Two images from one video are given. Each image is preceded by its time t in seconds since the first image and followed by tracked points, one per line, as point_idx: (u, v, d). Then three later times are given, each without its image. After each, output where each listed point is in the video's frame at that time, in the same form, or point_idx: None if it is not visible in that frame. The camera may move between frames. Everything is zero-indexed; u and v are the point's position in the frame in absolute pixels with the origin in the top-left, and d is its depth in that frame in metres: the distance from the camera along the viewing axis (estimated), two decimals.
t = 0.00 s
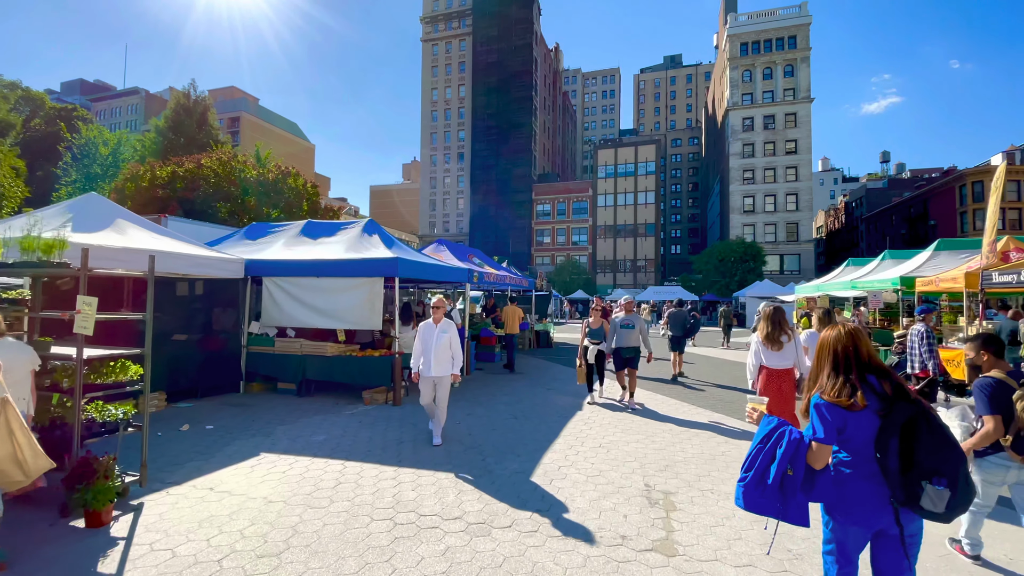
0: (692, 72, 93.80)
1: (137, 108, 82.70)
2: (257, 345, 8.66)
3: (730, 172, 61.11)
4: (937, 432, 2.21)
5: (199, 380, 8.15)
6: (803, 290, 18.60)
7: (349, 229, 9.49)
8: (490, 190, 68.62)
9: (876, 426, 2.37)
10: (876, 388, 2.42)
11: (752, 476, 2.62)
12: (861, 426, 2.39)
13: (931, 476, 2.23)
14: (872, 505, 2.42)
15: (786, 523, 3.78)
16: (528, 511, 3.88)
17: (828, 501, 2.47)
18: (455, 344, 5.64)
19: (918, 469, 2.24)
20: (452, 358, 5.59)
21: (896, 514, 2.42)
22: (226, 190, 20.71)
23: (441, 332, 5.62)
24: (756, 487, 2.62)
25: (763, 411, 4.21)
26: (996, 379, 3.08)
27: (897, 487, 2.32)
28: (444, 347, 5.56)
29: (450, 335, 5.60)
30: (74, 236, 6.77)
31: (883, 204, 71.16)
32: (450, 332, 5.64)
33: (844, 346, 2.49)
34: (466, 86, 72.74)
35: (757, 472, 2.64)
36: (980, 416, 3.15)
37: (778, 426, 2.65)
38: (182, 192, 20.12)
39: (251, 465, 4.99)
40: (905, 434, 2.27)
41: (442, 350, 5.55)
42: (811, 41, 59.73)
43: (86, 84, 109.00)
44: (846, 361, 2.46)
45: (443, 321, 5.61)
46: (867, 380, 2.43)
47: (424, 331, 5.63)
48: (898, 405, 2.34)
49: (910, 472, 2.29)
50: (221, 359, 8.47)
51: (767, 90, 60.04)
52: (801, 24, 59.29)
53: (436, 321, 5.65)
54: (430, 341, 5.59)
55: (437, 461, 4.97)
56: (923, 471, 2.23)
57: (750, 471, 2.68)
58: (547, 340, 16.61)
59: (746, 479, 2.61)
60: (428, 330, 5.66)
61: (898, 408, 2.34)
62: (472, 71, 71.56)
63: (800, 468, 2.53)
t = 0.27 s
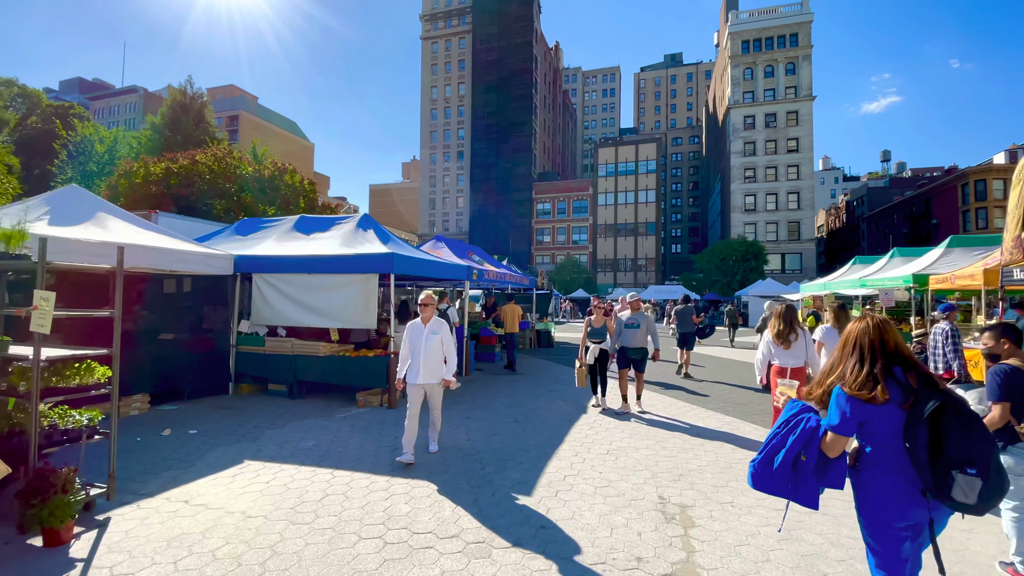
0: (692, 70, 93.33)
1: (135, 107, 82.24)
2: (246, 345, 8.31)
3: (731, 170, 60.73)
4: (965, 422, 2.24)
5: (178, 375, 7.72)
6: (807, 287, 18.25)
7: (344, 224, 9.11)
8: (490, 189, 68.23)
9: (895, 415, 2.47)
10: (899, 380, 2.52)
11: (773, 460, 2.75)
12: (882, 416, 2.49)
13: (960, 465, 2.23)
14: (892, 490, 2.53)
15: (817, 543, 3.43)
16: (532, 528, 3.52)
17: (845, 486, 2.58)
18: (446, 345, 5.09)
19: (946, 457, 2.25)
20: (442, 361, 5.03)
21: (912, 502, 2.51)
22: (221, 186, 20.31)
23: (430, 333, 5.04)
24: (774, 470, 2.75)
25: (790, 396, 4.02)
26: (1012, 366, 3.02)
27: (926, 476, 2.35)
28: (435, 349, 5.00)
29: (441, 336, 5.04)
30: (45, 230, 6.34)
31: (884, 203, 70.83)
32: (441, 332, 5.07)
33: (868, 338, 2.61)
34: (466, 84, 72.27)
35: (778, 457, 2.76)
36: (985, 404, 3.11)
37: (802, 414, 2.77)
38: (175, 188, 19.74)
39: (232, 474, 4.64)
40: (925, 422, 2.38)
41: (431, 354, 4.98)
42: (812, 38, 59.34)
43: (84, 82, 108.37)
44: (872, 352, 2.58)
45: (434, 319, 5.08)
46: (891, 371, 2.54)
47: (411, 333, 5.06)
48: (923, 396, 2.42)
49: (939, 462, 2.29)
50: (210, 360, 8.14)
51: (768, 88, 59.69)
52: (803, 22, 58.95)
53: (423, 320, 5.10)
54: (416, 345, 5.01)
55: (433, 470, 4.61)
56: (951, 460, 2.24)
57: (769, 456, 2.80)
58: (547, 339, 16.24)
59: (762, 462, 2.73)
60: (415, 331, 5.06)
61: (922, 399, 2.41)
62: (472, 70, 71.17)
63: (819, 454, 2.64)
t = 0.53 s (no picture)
0: (693, 69, 92.88)
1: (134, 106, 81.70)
2: (236, 349, 7.94)
3: (732, 169, 60.35)
4: (1007, 443, 2.06)
5: (176, 377, 7.50)
6: (813, 288, 17.90)
7: (338, 223, 8.74)
8: (490, 188, 67.81)
9: (935, 430, 2.27)
10: (941, 395, 2.29)
11: (807, 474, 2.58)
12: (923, 430, 2.28)
13: (995, 483, 2.08)
14: (932, 509, 2.33)
15: None
16: (539, 561, 3.15)
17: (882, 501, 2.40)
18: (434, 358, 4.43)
19: (984, 477, 2.09)
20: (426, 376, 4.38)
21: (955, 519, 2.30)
22: (216, 183, 19.92)
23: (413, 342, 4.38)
24: (812, 484, 2.57)
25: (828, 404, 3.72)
26: None
27: (960, 492, 2.20)
28: (419, 360, 4.36)
29: (425, 346, 4.41)
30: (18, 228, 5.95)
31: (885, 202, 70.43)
32: (426, 342, 4.43)
33: (912, 349, 2.37)
34: (466, 82, 71.66)
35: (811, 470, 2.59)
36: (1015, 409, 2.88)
37: (841, 425, 2.57)
38: (169, 186, 19.33)
39: (212, 494, 4.27)
40: (972, 438, 2.17)
41: (413, 367, 4.33)
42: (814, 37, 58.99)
43: (81, 81, 107.54)
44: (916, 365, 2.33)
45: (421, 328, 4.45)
46: (934, 384, 2.31)
47: (391, 343, 4.42)
48: (968, 410, 2.20)
49: (976, 480, 2.14)
50: (199, 363, 7.79)
51: (770, 86, 59.30)
52: (804, 19, 58.58)
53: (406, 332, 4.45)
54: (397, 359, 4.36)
55: (430, 490, 4.24)
56: (987, 478, 2.09)
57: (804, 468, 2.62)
58: (549, 341, 15.84)
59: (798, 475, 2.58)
60: (396, 339, 4.41)
61: (965, 415, 2.21)
62: (471, 68, 70.73)
63: (858, 467, 2.46)
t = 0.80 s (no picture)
0: (693, 68, 92.54)
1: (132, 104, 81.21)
2: (226, 349, 7.58)
3: (733, 168, 60.00)
4: None
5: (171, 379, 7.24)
6: (819, 287, 17.58)
7: (334, 218, 8.39)
8: (490, 187, 67.42)
9: (980, 426, 2.19)
10: (985, 389, 2.20)
11: (853, 474, 2.52)
12: (970, 425, 2.20)
13: None
14: (984, 506, 2.23)
15: None
16: None
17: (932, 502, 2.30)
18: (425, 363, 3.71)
19: None
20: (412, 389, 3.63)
21: (1009, 512, 2.20)
22: (212, 179, 19.59)
23: (398, 346, 3.65)
24: (861, 485, 2.51)
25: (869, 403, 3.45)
26: None
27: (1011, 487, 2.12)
28: (406, 368, 3.62)
29: (413, 351, 3.67)
30: None
31: (886, 201, 70.16)
32: (414, 346, 3.70)
33: (951, 344, 2.29)
34: (465, 80, 71.21)
35: (859, 471, 2.53)
36: None
37: (888, 425, 2.49)
38: (164, 183, 19.00)
39: (193, 509, 3.94)
40: None
41: (398, 376, 3.60)
42: (815, 35, 58.69)
43: (79, 79, 106.89)
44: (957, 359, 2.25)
45: (407, 328, 3.73)
46: (977, 379, 2.21)
47: (372, 347, 3.72)
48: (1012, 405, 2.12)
49: None
50: (188, 365, 7.45)
51: (771, 84, 58.99)
52: (806, 17, 58.26)
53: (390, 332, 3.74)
54: (381, 365, 3.65)
55: (431, 504, 3.90)
56: None
57: (853, 468, 2.56)
58: (551, 341, 15.52)
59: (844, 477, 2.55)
60: (378, 342, 3.71)
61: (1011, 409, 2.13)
62: (471, 66, 70.30)
63: (906, 466, 2.38)
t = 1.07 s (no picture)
0: (692, 67, 92.23)
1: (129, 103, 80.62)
2: (215, 353, 7.24)
3: (733, 167, 59.67)
4: None
5: (166, 387, 6.96)
6: (825, 288, 17.30)
7: (329, 216, 8.05)
8: (489, 186, 67.05)
9: (1003, 433, 2.30)
10: (1011, 399, 2.30)
11: (882, 480, 2.60)
12: (996, 434, 2.30)
13: None
14: (1000, 511, 2.32)
15: None
16: None
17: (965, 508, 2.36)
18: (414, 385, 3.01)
19: None
20: (391, 418, 2.92)
21: None
22: (206, 177, 19.16)
23: (375, 366, 2.94)
24: (891, 492, 2.58)
25: (899, 416, 3.24)
26: None
27: None
28: (387, 392, 2.92)
29: (395, 371, 2.95)
30: None
31: (886, 201, 69.96)
32: (398, 363, 2.98)
33: (977, 355, 2.39)
34: (464, 79, 70.75)
35: (888, 477, 2.60)
36: None
37: (918, 435, 2.57)
38: (158, 181, 18.59)
39: (169, 536, 3.58)
40: None
41: (375, 403, 2.88)
42: (816, 33, 58.41)
43: (75, 78, 106.10)
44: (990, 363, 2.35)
45: (389, 342, 3.00)
46: (1003, 391, 2.32)
47: (346, 365, 3.00)
48: None
49: None
50: (175, 370, 7.10)
51: (771, 83, 58.72)
52: (807, 16, 57.95)
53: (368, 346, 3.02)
54: (357, 387, 2.93)
55: (430, 530, 3.53)
56: None
57: (880, 476, 2.64)
58: (552, 343, 15.18)
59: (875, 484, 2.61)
60: (353, 359, 2.99)
61: None
62: (470, 65, 69.87)
63: (938, 475, 2.45)
